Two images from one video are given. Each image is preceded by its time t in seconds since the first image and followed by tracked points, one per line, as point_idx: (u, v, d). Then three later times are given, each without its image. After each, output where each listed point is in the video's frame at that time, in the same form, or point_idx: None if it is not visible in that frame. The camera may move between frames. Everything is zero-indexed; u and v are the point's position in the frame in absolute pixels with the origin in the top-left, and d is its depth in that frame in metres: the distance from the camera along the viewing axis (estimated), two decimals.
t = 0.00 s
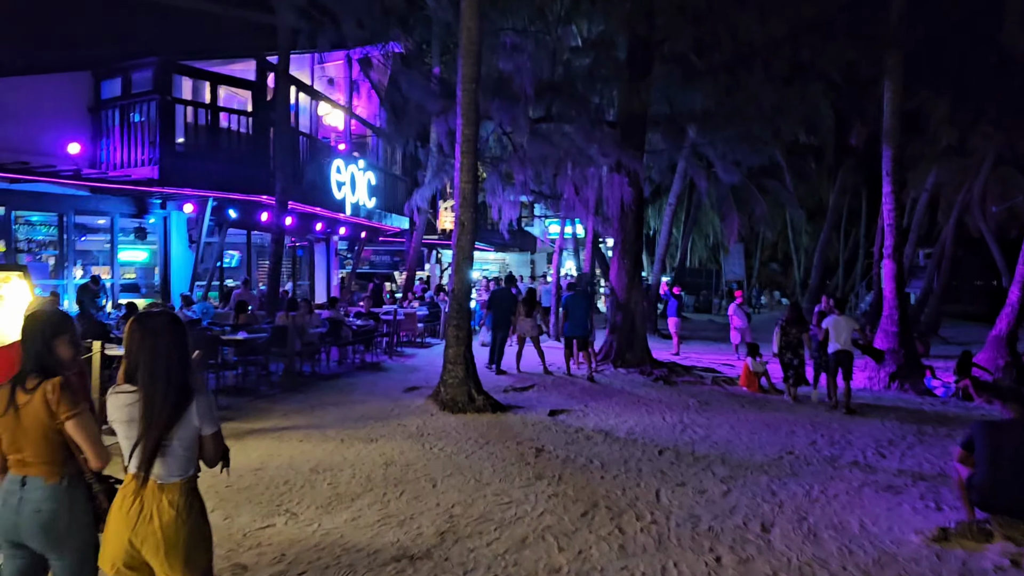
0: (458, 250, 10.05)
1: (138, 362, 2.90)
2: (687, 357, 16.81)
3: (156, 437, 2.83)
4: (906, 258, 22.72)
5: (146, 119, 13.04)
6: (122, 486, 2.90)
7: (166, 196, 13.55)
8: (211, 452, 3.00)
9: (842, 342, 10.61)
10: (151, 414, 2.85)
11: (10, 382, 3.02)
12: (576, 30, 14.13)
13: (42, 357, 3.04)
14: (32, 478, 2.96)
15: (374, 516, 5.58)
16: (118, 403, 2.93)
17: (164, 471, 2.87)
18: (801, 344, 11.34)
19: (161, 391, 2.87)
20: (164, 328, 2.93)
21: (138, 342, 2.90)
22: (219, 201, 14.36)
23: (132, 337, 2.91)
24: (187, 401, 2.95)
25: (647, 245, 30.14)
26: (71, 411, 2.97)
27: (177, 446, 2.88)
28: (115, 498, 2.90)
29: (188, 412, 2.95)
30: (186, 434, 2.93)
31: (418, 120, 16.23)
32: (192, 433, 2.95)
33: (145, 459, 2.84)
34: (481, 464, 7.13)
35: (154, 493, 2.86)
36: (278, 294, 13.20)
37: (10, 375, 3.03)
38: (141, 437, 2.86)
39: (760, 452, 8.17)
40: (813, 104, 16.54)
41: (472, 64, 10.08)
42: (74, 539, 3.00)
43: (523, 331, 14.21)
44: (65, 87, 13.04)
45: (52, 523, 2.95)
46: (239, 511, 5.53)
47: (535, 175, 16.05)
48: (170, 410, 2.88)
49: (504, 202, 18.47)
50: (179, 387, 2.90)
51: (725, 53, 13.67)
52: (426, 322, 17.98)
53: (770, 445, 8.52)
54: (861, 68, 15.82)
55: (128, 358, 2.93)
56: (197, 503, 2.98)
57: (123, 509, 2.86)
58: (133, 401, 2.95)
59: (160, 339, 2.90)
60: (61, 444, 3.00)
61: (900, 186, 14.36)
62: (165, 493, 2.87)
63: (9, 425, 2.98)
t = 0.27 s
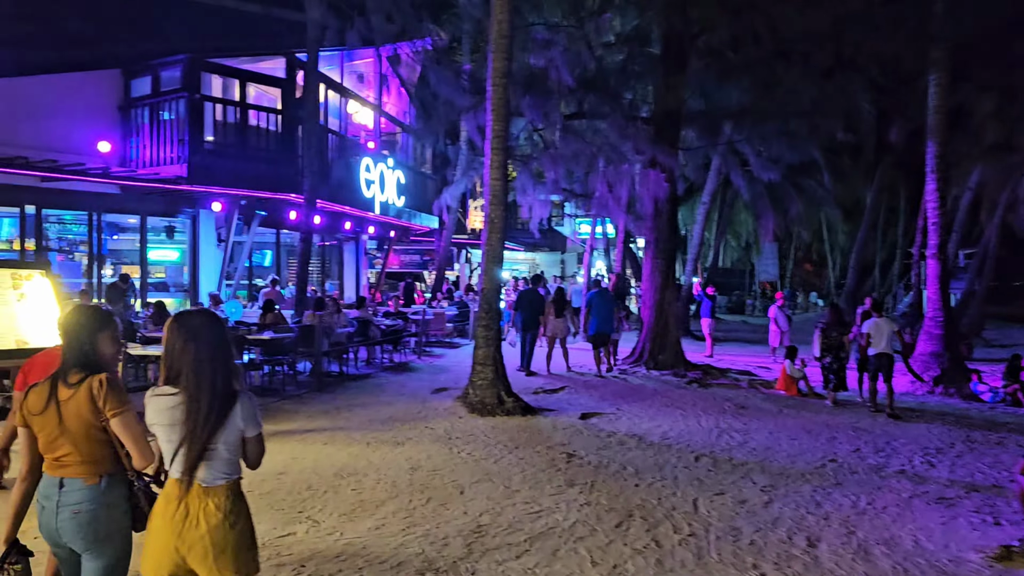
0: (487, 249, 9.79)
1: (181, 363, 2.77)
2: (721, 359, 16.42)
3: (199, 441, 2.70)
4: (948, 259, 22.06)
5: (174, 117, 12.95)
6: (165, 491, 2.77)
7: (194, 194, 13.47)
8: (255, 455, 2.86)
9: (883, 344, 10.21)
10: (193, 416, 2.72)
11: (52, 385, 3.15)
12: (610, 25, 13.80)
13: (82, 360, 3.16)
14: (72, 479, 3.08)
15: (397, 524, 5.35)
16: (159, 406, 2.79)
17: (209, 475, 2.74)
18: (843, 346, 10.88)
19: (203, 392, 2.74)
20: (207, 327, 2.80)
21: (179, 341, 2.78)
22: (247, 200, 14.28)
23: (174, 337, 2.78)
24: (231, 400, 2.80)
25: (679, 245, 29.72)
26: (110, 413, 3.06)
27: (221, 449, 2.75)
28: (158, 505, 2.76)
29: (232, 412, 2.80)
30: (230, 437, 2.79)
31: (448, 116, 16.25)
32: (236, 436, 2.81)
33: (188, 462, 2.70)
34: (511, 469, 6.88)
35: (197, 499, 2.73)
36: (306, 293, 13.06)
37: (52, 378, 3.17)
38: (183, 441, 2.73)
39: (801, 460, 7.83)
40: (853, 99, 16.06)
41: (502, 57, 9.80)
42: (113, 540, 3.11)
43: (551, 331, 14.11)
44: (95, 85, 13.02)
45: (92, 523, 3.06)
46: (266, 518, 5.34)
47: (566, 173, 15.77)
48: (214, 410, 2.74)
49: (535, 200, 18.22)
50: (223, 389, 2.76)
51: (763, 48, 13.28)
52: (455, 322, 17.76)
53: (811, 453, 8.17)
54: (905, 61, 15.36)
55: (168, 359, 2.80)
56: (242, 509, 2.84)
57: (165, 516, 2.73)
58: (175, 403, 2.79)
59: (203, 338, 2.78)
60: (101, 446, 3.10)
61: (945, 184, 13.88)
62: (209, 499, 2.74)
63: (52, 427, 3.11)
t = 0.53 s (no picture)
0: (523, 252, 9.60)
1: (228, 375, 2.78)
2: (763, 364, 16.04)
3: (249, 453, 2.71)
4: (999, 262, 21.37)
5: (211, 119, 12.96)
6: (211, 504, 2.77)
7: (231, 196, 13.48)
8: (302, 468, 2.86)
9: (933, 350, 9.80)
10: (241, 429, 2.72)
11: (79, 394, 3.02)
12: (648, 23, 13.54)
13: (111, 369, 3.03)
14: (96, 493, 2.93)
15: (429, 537, 5.18)
16: (206, 418, 2.78)
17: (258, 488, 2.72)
18: (891, 352, 10.49)
19: (252, 404, 2.74)
20: (254, 339, 2.81)
21: (226, 353, 2.79)
22: (283, 203, 14.26)
23: (221, 348, 2.79)
24: (279, 413, 2.82)
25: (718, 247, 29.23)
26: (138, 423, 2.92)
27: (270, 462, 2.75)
28: (205, 518, 2.73)
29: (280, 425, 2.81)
30: (279, 449, 2.79)
31: (484, 117, 16.09)
32: (285, 449, 2.81)
33: (240, 474, 2.70)
34: (546, 480, 6.67)
35: (245, 512, 2.71)
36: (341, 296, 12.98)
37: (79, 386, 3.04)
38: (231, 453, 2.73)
39: (849, 472, 7.51)
40: (901, 98, 15.60)
41: (538, 56, 9.59)
42: (136, 559, 2.96)
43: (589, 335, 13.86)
44: (135, 88, 13.09)
45: (115, 542, 2.92)
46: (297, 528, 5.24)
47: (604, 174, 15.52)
48: (265, 422, 2.75)
49: (572, 202, 17.99)
50: (272, 400, 2.78)
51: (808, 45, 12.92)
52: (491, 325, 17.58)
53: (859, 465, 7.84)
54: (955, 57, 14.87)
55: (214, 371, 2.81)
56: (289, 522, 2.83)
57: (213, 529, 2.72)
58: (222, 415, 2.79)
59: (251, 349, 2.78)
60: (129, 459, 2.96)
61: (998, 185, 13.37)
62: (259, 511, 2.72)
63: (78, 438, 2.97)
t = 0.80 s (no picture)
0: (562, 254, 9.38)
1: (260, 379, 2.75)
2: (809, 369, 15.61)
3: (280, 459, 2.68)
4: None
5: (251, 122, 12.97)
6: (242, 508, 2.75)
7: (270, 199, 13.49)
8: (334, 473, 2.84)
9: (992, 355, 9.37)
10: (274, 434, 2.69)
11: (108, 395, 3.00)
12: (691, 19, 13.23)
13: (135, 373, 2.97)
14: (123, 495, 2.92)
15: (461, 547, 5.01)
16: (237, 421, 2.76)
17: (289, 494, 2.71)
18: (946, 357, 10.06)
19: (285, 409, 2.71)
20: (286, 343, 2.78)
21: (258, 357, 2.75)
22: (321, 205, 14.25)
23: (253, 351, 2.76)
24: (310, 420, 2.80)
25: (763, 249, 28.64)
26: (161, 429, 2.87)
27: (302, 468, 2.73)
28: (235, 522, 2.72)
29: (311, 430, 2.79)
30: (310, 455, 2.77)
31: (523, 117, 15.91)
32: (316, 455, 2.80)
33: (271, 480, 2.68)
34: (584, 488, 6.45)
35: (276, 517, 2.70)
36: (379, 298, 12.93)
37: (107, 387, 3.02)
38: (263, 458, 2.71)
39: (902, 482, 7.17)
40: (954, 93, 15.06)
41: (578, 53, 9.37)
42: (164, 563, 2.92)
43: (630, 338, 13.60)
44: (176, 91, 13.17)
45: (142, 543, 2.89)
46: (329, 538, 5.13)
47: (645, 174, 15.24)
48: (296, 429, 2.72)
49: (612, 203, 17.71)
50: (304, 405, 2.75)
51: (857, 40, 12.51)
52: (530, 328, 17.37)
53: (913, 475, 7.49)
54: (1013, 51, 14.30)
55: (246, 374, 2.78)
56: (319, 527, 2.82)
57: (244, 533, 2.70)
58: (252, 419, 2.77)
59: (284, 353, 2.76)
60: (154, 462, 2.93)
61: None
62: (290, 516, 2.71)
63: (107, 440, 2.96)
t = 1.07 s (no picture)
0: (599, 258, 9.17)
1: (278, 387, 2.65)
2: (857, 377, 15.14)
3: (295, 473, 2.56)
4: None
5: (289, 127, 12.98)
6: (266, 518, 2.68)
7: (308, 203, 13.50)
8: (359, 484, 2.69)
9: None
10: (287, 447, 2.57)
11: (125, 389, 2.90)
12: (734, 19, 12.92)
13: (148, 364, 2.84)
14: (138, 491, 2.80)
15: (489, 560, 4.83)
16: (258, 430, 2.69)
17: (306, 507, 2.60)
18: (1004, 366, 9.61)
19: (299, 419, 2.58)
20: (304, 350, 2.64)
21: (276, 365, 2.64)
22: (359, 209, 14.22)
23: (271, 357, 2.66)
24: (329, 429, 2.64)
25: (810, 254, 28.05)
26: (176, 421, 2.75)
27: (319, 481, 2.60)
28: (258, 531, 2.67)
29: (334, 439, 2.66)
30: (329, 467, 2.63)
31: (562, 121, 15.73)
32: (337, 466, 2.65)
33: (284, 493, 2.59)
34: (619, 499, 6.23)
35: (294, 529, 2.61)
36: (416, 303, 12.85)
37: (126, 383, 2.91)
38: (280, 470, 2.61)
39: (955, 498, 6.81)
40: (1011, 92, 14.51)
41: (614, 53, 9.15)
42: (179, 563, 2.77)
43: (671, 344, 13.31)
44: (216, 97, 13.24)
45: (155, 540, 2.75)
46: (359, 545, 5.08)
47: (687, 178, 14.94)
48: (310, 441, 2.58)
49: (653, 207, 17.43)
50: (319, 417, 2.60)
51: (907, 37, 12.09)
52: (569, 334, 17.16)
53: (968, 490, 7.11)
54: None
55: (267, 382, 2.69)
56: (345, 540, 2.69)
57: (266, 543, 2.63)
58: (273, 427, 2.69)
59: (301, 360, 2.62)
60: (168, 456, 2.80)
61: None
62: (309, 530, 2.61)
63: (124, 435, 2.85)
